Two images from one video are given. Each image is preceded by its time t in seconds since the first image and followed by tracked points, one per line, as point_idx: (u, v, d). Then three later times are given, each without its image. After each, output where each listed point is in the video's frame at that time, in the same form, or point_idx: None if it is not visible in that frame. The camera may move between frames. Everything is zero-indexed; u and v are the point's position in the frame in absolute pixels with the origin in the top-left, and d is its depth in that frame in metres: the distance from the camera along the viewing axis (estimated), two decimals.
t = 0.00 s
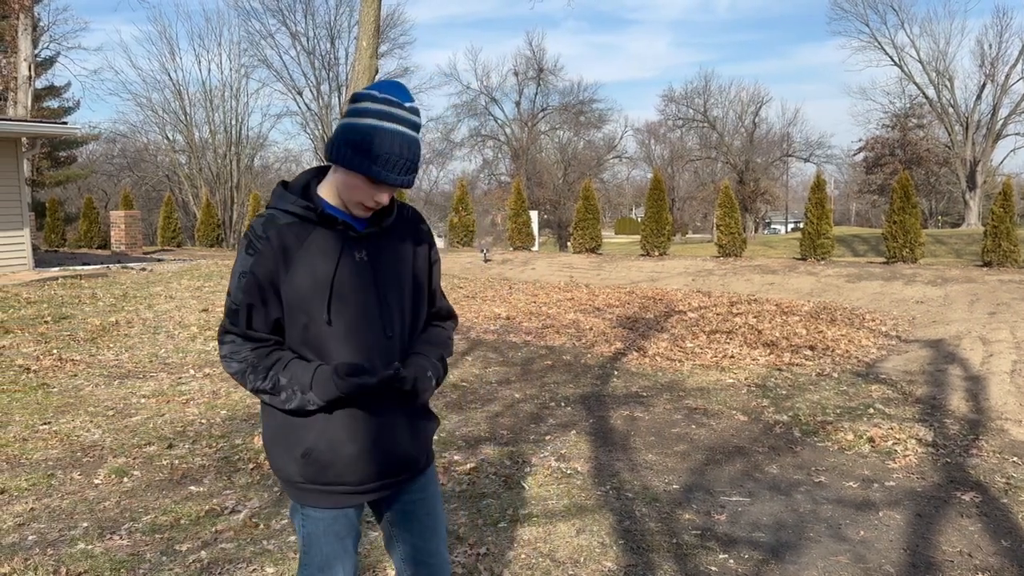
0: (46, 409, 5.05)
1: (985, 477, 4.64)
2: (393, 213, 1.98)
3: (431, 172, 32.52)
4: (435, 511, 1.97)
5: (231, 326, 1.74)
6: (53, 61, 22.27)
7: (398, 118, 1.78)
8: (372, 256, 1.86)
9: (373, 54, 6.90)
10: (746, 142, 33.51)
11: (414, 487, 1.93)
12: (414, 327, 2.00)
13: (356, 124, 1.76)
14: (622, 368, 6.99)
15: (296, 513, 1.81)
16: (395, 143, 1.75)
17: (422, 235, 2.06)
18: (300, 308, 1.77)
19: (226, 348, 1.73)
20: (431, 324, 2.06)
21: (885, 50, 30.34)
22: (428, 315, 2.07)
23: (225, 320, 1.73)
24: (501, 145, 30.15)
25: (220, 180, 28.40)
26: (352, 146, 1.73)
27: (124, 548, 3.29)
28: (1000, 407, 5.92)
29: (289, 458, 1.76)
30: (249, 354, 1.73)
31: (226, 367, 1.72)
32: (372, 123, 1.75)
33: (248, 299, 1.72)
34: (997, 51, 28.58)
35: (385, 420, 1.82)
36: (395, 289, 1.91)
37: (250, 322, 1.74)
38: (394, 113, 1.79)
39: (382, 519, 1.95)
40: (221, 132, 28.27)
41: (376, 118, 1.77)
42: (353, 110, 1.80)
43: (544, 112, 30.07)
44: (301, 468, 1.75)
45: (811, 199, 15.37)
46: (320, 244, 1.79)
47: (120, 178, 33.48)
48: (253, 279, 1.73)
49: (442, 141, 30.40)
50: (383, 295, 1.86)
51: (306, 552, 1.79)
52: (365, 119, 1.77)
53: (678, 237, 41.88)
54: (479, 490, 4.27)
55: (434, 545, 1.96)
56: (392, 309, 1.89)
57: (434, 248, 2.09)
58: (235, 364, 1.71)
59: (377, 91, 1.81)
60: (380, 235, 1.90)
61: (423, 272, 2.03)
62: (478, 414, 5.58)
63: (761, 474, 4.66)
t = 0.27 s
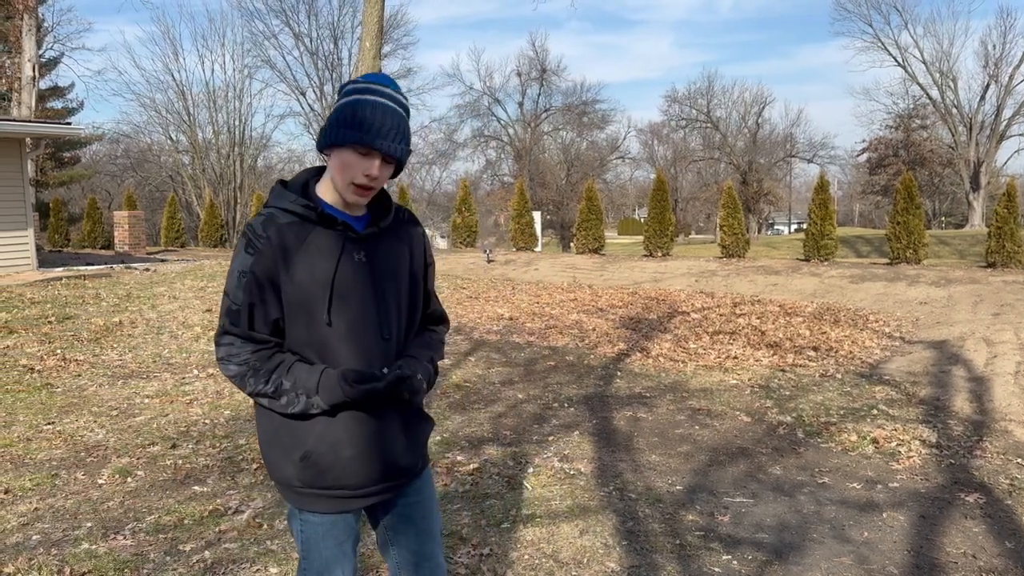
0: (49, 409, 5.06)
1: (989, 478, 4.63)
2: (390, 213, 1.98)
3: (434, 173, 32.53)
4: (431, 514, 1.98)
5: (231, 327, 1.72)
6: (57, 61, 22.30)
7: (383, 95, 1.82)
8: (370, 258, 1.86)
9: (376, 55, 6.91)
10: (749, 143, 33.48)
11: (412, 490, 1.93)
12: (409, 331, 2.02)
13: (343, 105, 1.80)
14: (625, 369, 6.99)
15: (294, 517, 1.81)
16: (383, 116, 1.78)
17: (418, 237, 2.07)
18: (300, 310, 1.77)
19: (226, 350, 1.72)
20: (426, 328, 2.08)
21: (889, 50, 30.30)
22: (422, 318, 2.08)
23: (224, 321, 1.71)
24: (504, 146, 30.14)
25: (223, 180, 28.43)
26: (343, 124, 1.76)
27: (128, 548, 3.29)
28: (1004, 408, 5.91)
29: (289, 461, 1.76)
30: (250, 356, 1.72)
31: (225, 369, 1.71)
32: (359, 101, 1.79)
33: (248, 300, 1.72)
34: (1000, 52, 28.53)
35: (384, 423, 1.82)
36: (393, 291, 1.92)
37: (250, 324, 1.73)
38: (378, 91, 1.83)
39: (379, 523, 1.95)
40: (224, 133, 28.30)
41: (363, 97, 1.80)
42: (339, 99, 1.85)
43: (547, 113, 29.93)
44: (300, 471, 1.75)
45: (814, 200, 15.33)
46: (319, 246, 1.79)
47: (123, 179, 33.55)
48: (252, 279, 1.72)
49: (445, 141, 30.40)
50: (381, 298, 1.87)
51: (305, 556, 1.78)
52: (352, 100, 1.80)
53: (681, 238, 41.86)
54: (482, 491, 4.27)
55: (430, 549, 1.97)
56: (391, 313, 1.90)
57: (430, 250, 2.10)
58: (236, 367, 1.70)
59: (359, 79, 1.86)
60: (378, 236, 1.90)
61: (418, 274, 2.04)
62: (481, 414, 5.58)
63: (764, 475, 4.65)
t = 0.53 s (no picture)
0: (52, 409, 5.07)
1: (991, 479, 4.62)
2: (390, 212, 1.99)
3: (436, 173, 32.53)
4: (432, 514, 1.98)
5: (229, 326, 1.73)
6: (60, 62, 22.34)
7: (369, 87, 1.84)
8: (369, 257, 1.86)
9: (378, 55, 6.91)
10: (752, 143, 33.45)
11: (412, 490, 1.93)
12: (410, 331, 2.01)
13: (331, 100, 1.82)
14: (627, 369, 6.98)
15: (294, 516, 1.81)
16: (373, 107, 1.80)
17: (420, 235, 2.07)
18: (299, 309, 1.77)
19: (225, 348, 1.73)
20: (427, 329, 2.08)
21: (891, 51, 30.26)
22: (423, 318, 2.08)
23: (223, 321, 1.72)
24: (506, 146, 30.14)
25: (225, 181, 28.46)
26: (334, 118, 1.78)
27: (130, 548, 3.30)
28: (1007, 409, 5.89)
29: (287, 461, 1.76)
30: (248, 355, 1.72)
31: (225, 368, 1.72)
32: (346, 94, 1.81)
33: (246, 299, 1.73)
34: (1004, 52, 28.47)
35: (384, 423, 1.82)
36: (393, 291, 1.92)
37: (250, 323, 1.74)
38: (365, 84, 1.85)
39: (380, 524, 1.95)
40: (227, 133, 28.31)
41: (351, 91, 1.82)
42: (326, 96, 1.86)
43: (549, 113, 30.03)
44: (299, 471, 1.75)
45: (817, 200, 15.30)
46: (318, 246, 1.80)
47: (126, 179, 33.61)
48: (251, 279, 1.73)
49: (447, 141, 30.40)
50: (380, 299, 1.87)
51: (304, 556, 1.79)
52: (340, 94, 1.82)
53: (683, 238, 41.81)
54: (484, 491, 4.27)
55: (431, 549, 1.96)
56: (391, 312, 1.90)
57: (431, 248, 2.10)
58: (235, 366, 1.71)
59: (346, 75, 1.88)
60: (378, 235, 1.91)
61: (419, 274, 2.04)
62: (483, 415, 5.58)
63: (766, 476, 4.65)
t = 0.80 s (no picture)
0: (53, 409, 5.07)
1: (993, 479, 4.61)
2: (389, 213, 1.99)
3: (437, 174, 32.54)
4: (431, 514, 1.97)
5: (227, 325, 1.74)
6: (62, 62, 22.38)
7: (368, 88, 1.84)
8: (367, 257, 1.86)
9: (380, 55, 6.92)
10: (753, 143, 33.42)
11: (411, 491, 1.93)
12: (409, 332, 2.01)
13: (330, 101, 1.82)
14: (628, 369, 6.97)
15: (290, 516, 1.82)
16: (372, 108, 1.80)
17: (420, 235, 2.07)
18: (296, 310, 1.78)
19: (223, 348, 1.74)
20: (427, 329, 2.08)
21: (893, 51, 30.23)
22: (422, 318, 2.09)
23: (220, 320, 1.73)
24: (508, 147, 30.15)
25: (227, 181, 28.50)
26: (333, 119, 1.78)
27: (131, 548, 3.30)
28: (1009, 409, 5.88)
29: (285, 460, 1.76)
30: (246, 355, 1.73)
31: (223, 367, 1.73)
32: (345, 95, 1.81)
33: (244, 298, 1.73)
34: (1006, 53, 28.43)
35: (381, 424, 1.82)
36: (391, 291, 1.92)
37: (248, 322, 1.74)
38: (364, 84, 1.85)
39: (379, 522, 1.95)
40: (228, 134, 28.33)
41: (350, 92, 1.82)
42: (326, 96, 1.87)
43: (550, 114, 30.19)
44: (296, 470, 1.75)
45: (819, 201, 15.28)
46: (316, 246, 1.80)
47: (128, 179, 33.64)
48: (249, 279, 1.73)
49: (449, 142, 30.41)
50: (378, 299, 1.87)
51: (300, 556, 1.79)
52: (340, 95, 1.82)
53: (685, 239, 41.79)
54: (485, 491, 4.27)
55: (429, 549, 1.96)
56: (389, 312, 1.90)
57: (431, 248, 2.10)
58: (233, 365, 1.72)
59: (345, 75, 1.88)
60: (376, 235, 1.91)
61: (418, 275, 2.04)
62: (484, 415, 5.58)
63: (768, 476, 4.64)
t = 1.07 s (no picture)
0: (55, 409, 5.08)
1: (994, 480, 4.61)
2: (389, 216, 1.98)
3: (438, 174, 32.54)
4: (432, 514, 1.97)
5: (227, 328, 1.74)
6: (63, 63, 22.40)
7: (379, 101, 1.82)
8: (366, 258, 1.86)
9: (380, 56, 6.92)
10: (754, 143, 33.42)
11: (412, 491, 1.93)
12: (409, 332, 2.02)
13: (340, 113, 1.79)
14: (630, 370, 6.97)
15: (292, 517, 1.81)
16: (383, 124, 1.77)
17: (420, 236, 2.07)
18: (296, 312, 1.78)
19: (223, 350, 1.74)
20: (427, 330, 2.08)
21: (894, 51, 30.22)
22: (422, 318, 2.09)
23: (220, 322, 1.73)
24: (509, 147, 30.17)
25: (228, 181, 28.51)
26: (346, 133, 1.74)
27: (132, 548, 3.30)
28: (1011, 410, 5.88)
29: (285, 461, 1.76)
30: (246, 357, 1.73)
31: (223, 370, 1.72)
32: (356, 108, 1.78)
33: (244, 302, 1.73)
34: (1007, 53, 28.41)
35: (381, 424, 1.82)
36: (390, 291, 1.92)
37: (247, 325, 1.74)
38: (374, 97, 1.82)
39: (380, 523, 1.95)
40: (229, 134, 28.34)
41: (364, 106, 1.79)
42: (334, 105, 1.83)
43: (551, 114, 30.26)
44: (296, 472, 1.75)
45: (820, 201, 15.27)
46: (316, 248, 1.80)
47: (129, 180, 33.67)
48: (248, 283, 1.73)
49: (450, 142, 30.42)
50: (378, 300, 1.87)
51: (302, 556, 1.79)
52: (350, 107, 1.79)
53: (686, 239, 41.78)
54: (486, 492, 4.27)
55: (431, 549, 1.96)
56: (389, 313, 1.90)
57: (431, 249, 2.10)
58: (233, 367, 1.71)
59: (355, 83, 1.85)
60: (376, 236, 1.91)
61: (418, 275, 2.04)
62: (486, 415, 5.58)
63: (769, 477, 4.64)
